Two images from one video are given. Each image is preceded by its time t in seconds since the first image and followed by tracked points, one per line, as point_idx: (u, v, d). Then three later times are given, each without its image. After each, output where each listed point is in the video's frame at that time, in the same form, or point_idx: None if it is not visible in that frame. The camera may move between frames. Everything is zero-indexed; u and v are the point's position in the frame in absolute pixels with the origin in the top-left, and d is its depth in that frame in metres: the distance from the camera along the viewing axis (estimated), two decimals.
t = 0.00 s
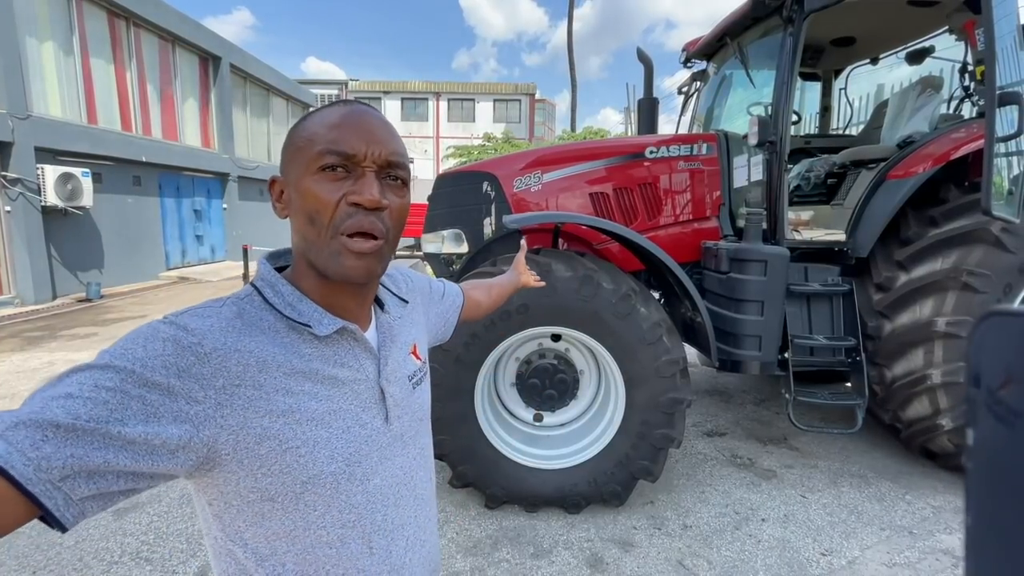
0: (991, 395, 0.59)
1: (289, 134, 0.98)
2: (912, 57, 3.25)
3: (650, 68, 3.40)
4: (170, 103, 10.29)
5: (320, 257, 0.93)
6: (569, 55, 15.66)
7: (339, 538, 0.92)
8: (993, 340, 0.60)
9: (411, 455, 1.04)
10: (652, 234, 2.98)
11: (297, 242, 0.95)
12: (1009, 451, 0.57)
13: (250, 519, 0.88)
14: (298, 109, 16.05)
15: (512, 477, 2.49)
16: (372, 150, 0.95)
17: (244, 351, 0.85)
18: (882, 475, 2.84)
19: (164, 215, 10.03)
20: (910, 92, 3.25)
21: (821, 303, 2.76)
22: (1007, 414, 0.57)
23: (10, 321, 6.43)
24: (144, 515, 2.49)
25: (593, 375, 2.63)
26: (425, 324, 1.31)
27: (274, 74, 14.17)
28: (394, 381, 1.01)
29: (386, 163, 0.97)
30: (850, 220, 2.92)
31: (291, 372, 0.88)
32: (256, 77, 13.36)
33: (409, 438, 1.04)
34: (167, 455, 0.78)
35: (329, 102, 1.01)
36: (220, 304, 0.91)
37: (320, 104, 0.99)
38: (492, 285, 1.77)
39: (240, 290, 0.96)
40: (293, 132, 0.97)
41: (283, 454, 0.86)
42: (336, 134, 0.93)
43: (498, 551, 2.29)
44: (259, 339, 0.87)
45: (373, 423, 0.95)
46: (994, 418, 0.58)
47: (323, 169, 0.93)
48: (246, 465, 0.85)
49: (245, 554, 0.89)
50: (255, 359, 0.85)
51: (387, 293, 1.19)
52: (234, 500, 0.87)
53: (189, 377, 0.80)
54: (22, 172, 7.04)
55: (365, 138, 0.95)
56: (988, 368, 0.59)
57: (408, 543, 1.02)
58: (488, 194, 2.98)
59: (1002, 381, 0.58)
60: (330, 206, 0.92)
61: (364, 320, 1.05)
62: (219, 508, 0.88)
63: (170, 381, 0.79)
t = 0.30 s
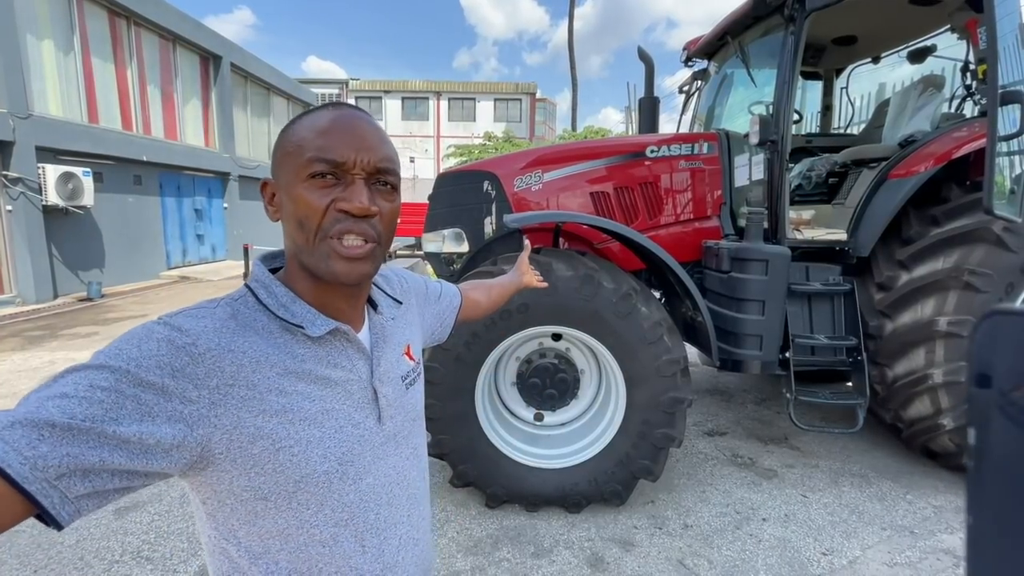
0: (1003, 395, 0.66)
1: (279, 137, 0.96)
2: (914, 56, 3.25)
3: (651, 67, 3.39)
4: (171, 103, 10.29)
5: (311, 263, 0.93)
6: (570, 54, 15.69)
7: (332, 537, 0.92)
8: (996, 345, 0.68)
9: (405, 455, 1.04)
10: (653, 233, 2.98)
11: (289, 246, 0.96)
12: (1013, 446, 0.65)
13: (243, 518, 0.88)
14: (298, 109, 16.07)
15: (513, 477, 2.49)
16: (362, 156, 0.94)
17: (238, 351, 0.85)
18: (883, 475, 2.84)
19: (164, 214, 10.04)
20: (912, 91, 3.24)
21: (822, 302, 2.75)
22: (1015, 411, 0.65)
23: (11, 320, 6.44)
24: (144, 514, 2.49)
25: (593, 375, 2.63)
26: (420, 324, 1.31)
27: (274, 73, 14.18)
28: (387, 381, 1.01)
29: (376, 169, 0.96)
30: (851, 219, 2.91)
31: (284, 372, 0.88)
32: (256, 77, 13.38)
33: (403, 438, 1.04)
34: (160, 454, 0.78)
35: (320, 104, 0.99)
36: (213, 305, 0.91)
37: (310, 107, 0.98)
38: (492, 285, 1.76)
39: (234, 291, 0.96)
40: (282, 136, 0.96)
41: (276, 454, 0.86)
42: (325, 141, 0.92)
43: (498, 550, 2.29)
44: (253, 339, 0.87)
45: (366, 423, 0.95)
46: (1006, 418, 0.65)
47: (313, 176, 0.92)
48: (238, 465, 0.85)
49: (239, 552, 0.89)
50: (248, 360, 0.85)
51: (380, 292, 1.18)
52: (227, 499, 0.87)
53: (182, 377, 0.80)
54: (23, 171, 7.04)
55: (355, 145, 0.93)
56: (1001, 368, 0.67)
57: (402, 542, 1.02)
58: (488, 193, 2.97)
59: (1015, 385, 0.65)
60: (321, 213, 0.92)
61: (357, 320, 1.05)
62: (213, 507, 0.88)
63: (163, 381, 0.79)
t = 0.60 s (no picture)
0: (1004, 394, 0.61)
1: (271, 138, 0.96)
2: (917, 54, 3.24)
3: (653, 65, 3.39)
4: (172, 102, 10.30)
5: (303, 262, 0.93)
6: (571, 54, 15.68)
7: (322, 535, 0.92)
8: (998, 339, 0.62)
9: (396, 454, 1.04)
10: (654, 232, 2.97)
11: (281, 245, 0.95)
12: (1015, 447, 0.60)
13: (233, 515, 0.88)
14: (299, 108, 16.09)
15: (514, 476, 2.49)
16: (354, 156, 0.93)
17: (229, 349, 0.84)
18: (885, 475, 2.83)
19: (166, 213, 10.06)
20: (914, 89, 3.23)
21: (824, 302, 2.75)
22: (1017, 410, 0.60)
23: (13, 319, 6.46)
24: (146, 513, 2.49)
25: (595, 374, 2.63)
26: (415, 323, 1.30)
27: (275, 72, 14.18)
28: (379, 380, 1.01)
29: (368, 169, 0.96)
30: (854, 218, 2.90)
31: (276, 370, 0.87)
32: (258, 77, 13.39)
33: (395, 437, 1.04)
34: (150, 451, 0.78)
35: (313, 104, 0.99)
36: (206, 302, 0.90)
37: (302, 107, 0.98)
38: (490, 284, 1.75)
39: (227, 289, 0.95)
40: (275, 136, 0.96)
41: (266, 452, 0.86)
42: (317, 141, 0.92)
43: (499, 549, 2.28)
44: (245, 336, 0.87)
45: (357, 422, 0.95)
46: (1009, 417, 0.60)
47: (304, 176, 0.92)
48: (229, 462, 0.85)
49: (229, 549, 0.89)
50: (240, 357, 0.85)
51: (375, 291, 1.17)
52: (218, 496, 0.87)
53: (174, 373, 0.80)
54: (25, 171, 7.05)
55: (347, 144, 0.93)
56: (1002, 365, 0.61)
57: (393, 540, 1.02)
58: (489, 192, 2.97)
59: (1018, 383, 0.60)
60: (312, 213, 0.91)
61: (351, 319, 1.05)
62: (203, 504, 0.88)
63: (154, 377, 0.79)
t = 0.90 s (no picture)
0: (996, 397, 0.60)
1: (267, 136, 0.96)
2: (919, 53, 3.23)
3: (655, 64, 3.38)
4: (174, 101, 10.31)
5: (299, 260, 0.92)
6: (573, 52, 15.69)
7: (318, 537, 0.93)
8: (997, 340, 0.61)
9: (390, 455, 1.05)
10: (656, 231, 2.97)
11: (277, 244, 0.95)
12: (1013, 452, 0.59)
13: (230, 518, 0.89)
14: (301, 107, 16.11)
15: (515, 475, 2.49)
16: (349, 154, 0.93)
17: (223, 358, 0.84)
18: (887, 474, 2.83)
19: (168, 212, 10.07)
20: (917, 88, 3.21)
21: (826, 301, 2.74)
22: (1013, 415, 0.59)
23: (16, 318, 6.48)
24: (148, 512, 2.50)
25: (597, 374, 2.63)
26: (411, 327, 1.29)
27: (276, 71, 14.19)
28: (373, 382, 1.01)
29: (364, 167, 0.95)
30: (856, 217, 2.89)
31: (270, 376, 0.87)
32: (260, 76, 13.41)
33: (390, 439, 1.04)
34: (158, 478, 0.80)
35: (308, 102, 0.99)
36: (193, 308, 0.89)
37: (297, 105, 0.98)
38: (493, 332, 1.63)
39: (220, 291, 0.94)
40: (270, 134, 0.95)
41: (262, 457, 0.87)
42: (313, 139, 0.92)
43: (501, 549, 2.28)
44: (238, 343, 0.86)
45: (351, 424, 0.95)
46: (1003, 419, 0.60)
47: (300, 174, 0.92)
48: (226, 469, 0.85)
49: (230, 548, 0.90)
50: (233, 367, 0.84)
51: (370, 293, 1.17)
52: (216, 499, 0.88)
53: (168, 389, 0.80)
54: (28, 170, 7.06)
55: (342, 142, 0.93)
56: (997, 368, 0.60)
57: (388, 540, 1.03)
58: (491, 191, 2.97)
59: (1011, 384, 0.59)
60: (308, 210, 0.91)
61: (345, 320, 1.04)
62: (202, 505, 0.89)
63: (149, 397, 0.78)
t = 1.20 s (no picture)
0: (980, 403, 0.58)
1: (258, 136, 0.96)
2: (921, 52, 3.23)
3: (656, 63, 3.37)
4: (176, 101, 10.34)
5: (294, 261, 0.92)
6: (574, 51, 15.69)
7: (319, 540, 0.93)
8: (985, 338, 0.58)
9: (391, 459, 1.05)
10: (658, 230, 2.96)
11: (271, 245, 0.94)
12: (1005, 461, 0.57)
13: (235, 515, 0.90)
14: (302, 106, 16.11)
15: (517, 474, 2.49)
16: (340, 153, 0.93)
17: (229, 379, 0.83)
18: (890, 474, 2.82)
19: (169, 212, 10.08)
20: (919, 87, 3.18)
21: (829, 301, 2.73)
22: (1001, 422, 0.57)
23: (18, 317, 6.49)
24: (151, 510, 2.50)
25: (598, 373, 2.63)
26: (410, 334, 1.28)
27: (277, 70, 14.20)
28: (374, 388, 1.00)
29: (355, 165, 0.95)
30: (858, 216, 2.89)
31: (275, 391, 0.87)
32: (261, 75, 13.41)
33: (390, 444, 1.04)
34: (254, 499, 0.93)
35: (300, 102, 0.99)
36: (182, 327, 0.85)
37: (288, 104, 0.98)
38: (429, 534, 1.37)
39: (215, 300, 0.93)
40: (262, 135, 0.95)
41: (268, 465, 0.87)
42: (304, 138, 0.92)
43: (503, 548, 2.28)
44: (241, 360, 0.85)
45: (353, 431, 0.96)
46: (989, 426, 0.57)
47: (291, 173, 0.91)
48: (234, 477, 0.87)
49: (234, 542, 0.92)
50: (241, 386, 0.84)
51: (370, 299, 1.17)
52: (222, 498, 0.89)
53: (177, 418, 0.79)
54: (30, 169, 7.07)
55: (333, 141, 0.93)
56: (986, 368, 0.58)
57: (386, 542, 1.03)
58: (492, 191, 2.96)
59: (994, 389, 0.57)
60: (301, 210, 0.91)
61: (342, 325, 1.04)
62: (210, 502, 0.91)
63: (162, 426, 0.78)
